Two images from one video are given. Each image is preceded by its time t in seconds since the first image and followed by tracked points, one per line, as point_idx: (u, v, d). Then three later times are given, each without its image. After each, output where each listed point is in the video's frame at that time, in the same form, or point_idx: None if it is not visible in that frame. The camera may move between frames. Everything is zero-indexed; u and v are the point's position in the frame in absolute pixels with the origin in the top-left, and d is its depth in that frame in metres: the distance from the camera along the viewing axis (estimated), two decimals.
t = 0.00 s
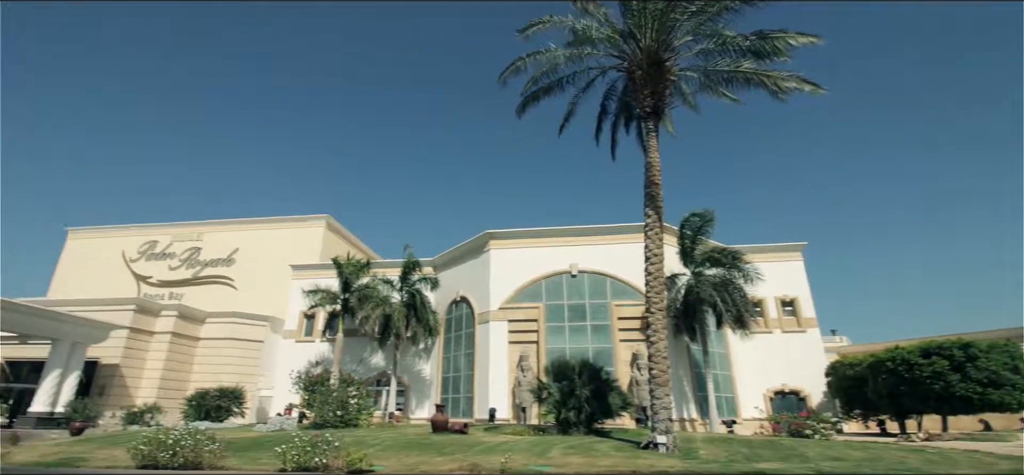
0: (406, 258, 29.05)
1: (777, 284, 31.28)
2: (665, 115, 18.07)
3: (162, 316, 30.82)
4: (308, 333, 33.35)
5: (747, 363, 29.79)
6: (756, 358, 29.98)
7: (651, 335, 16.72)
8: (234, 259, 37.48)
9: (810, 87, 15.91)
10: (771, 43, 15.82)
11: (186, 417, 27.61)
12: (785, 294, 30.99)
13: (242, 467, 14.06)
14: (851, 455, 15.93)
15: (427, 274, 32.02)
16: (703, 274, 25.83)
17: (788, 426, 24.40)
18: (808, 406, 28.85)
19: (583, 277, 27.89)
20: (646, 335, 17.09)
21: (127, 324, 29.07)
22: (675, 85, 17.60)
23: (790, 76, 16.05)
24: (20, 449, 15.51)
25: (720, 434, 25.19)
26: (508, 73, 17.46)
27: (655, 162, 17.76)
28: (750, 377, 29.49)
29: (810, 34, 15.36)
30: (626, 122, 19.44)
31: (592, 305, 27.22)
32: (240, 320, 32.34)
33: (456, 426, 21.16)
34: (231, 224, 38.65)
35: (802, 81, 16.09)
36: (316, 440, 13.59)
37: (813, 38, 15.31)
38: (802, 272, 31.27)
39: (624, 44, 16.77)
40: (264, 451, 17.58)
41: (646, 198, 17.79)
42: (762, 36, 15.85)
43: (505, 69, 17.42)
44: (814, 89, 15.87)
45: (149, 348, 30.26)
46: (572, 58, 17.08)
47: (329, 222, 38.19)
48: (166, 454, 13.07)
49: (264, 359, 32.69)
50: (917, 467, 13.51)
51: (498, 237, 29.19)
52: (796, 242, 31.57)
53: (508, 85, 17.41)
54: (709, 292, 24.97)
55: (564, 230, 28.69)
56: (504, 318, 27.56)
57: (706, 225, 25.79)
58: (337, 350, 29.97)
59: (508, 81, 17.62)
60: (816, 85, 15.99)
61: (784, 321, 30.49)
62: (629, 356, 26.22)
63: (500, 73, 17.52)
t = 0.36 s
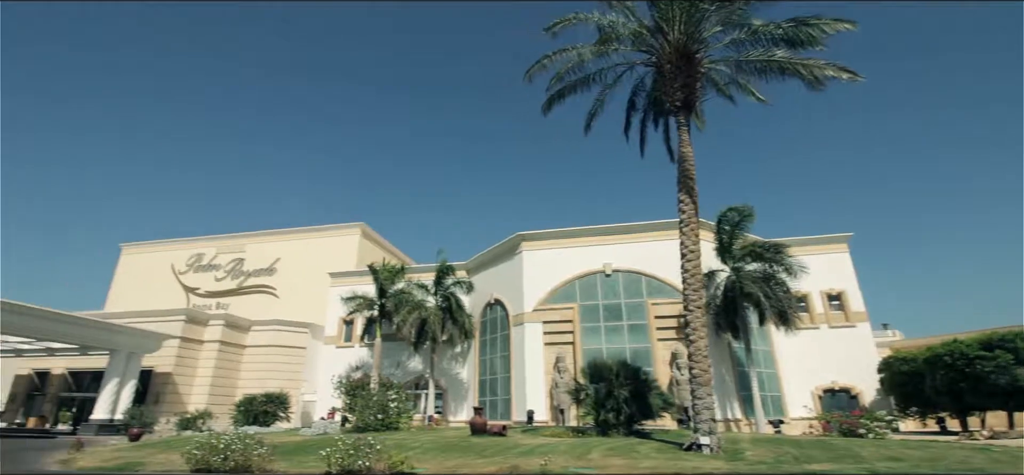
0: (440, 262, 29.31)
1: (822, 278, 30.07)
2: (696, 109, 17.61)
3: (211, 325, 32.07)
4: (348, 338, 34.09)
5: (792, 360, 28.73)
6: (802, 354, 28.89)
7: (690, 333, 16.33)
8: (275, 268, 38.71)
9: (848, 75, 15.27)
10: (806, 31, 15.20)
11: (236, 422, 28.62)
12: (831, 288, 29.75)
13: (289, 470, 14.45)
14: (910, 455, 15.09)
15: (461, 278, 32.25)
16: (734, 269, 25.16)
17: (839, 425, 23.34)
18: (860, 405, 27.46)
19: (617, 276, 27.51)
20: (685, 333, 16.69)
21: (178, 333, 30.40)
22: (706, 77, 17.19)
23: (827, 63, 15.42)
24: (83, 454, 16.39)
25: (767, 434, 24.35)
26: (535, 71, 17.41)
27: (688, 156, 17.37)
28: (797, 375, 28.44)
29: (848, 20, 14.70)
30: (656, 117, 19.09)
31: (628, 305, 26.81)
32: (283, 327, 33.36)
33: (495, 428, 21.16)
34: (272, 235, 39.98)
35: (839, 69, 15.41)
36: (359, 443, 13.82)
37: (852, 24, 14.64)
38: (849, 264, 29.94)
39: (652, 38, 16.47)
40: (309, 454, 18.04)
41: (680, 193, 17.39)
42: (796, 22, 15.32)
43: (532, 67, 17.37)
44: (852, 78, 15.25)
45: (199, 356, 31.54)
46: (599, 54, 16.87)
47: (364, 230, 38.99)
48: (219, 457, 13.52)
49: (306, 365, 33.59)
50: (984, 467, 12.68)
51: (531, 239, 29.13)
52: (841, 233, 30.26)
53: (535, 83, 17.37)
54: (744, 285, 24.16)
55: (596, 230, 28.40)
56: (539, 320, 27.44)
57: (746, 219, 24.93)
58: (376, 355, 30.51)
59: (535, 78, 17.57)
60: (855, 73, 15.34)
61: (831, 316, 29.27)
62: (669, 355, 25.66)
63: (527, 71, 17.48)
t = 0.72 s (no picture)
0: (462, 265, 29.41)
1: (853, 274, 29.21)
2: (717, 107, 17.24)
3: (240, 331, 32.80)
4: (373, 342, 34.49)
5: (824, 359, 27.98)
6: (834, 353, 28.10)
7: (717, 333, 16.01)
8: (300, 274, 39.43)
9: (873, 73, 14.95)
10: (830, 26, 14.95)
11: (266, 425, 29.17)
12: (863, 284, 28.86)
13: (318, 472, 14.68)
14: (952, 457, 14.48)
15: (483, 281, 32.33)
16: (760, 266, 24.61)
17: (874, 426, 22.63)
18: (897, 404, 26.55)
19: (640, 276, 27.19)
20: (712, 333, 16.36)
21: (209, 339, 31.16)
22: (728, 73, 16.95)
23: (852, 59, 14.97)
24: (122, 458, 16.92)
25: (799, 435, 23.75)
26: (554, 71, 17.36)
27: (711, 153, 17.11)
28: (829, 374, 27.68)
29: (872, 18, 14.30)
30: (677, 116, 18.86)
31: (651, 305, 26.48)
32: (310, 332, 33.92)
33: (520, 430, 21.10)
34: (297, 242, 40.78)
35: (864, 66, 15.01)
36: (386, 446, 13.93)
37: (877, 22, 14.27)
38: (882, 259, 29.01)
39: (672, 34, 16.25)
40: (338, 457, 18.24)
41: (704, 190, 17.11)
42: (821, 16, 15.05)
43: (550, 68, 17.33)
44: (877, 76, 14.98)
45: (229, 361, 32.26)
46: (619, 51, 16.73)
47: (386, 235, 39.46)
48: (250, 460, 13.69)
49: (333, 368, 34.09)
50: None
51: (552, 240, 29.03)
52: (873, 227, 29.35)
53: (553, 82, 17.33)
54: (773, 283, 23.58)
55: (618, 230, 28.14)
56: (562, 321, 27.31)
57: (772, 216, 24.37)
58: (400, 358, 30.78)
59: (554, 78, 17.53)
60: (880, 72, 15.04)
61: (865, 313, 28.40)
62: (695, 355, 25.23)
63: (545, 71, 17.45)
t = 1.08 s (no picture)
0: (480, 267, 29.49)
1: (881, 270, 28.45)
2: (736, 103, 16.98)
3: (264, 336, 33.39)
4: (393, 345, 34.76)
5: (852, 358, 27.28)
6: (863, 352, 27.39)
7: (740, 332, 15.71)
8: (321, 279, 40.01)
9: (893, 71, 14.64)
10: (850, 20, 14.50)
11: (291, 428, 29.61)
12: (892, 280, 28.08)
13: None
14: (989, 458, 13.96)
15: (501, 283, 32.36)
16: (783, 264, 24.11)
17: (906, 426, 21.98)
18: (930, 404, 25.70)
19: (660, 276, 26.90)
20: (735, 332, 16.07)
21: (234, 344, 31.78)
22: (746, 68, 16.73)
23: (874, 53, 14.67)
24: (152, 460, 17.34)
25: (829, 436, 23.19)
26: (569, 73, 17.28)
27: (731, 149, 16.86)
28: (858, 373, 26.99)
29: (893, 13, 13.85)
30: (695, 114, 18.62)
31: (672, 305, 26.17)
32: (332, 336, 34.34)
33: (541, 432, 21.03)
34: (318, 247, 41.40)
35: (885, 61, 14.70)
36: (408, 448, 14.01)
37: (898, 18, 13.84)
38: (912, 255, 28.18)
39: (688, 31, 16.07)
40: (361, 459, 18.44)
41: (724, 187, 16.83)
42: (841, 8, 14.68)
43: (565, 69, 17.26)
44: (897, 73, 14.67)
45: (254, 365, 32.85)
46: (635, 49, 16.58)
47: (405, 239, 39.81)
48: (276, 463, 13.89)
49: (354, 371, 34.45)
50: None
51: (570, 240, 28.91)
52: (901, 222, 28.54)
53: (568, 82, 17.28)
54: (798, 281, 23.08)
55: (636, 229, 27.90)
56: (581, 322, 27.16)
57: (795, 212, 23.87)
58: (421, 360, 30.95)
59: (569, 80, 17.45)
60: (900, 69, 14.73)
61: (894, 310, 27.62)
62: (719, 356, 24.82)
63: (560, 73, 17.37)
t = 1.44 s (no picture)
0: (482, 268, 29.50)
1: (885, 271, 28.35)
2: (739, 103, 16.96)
3: (268, 337, 33.48)
4: (396, 347, 34.78)
5: (856, 359, 27.18)
6: (867, 352, 27.29)
7: (744, 333, 15.68)
8: (325, 281, 40.10)
9: (897, 66, 14.61)
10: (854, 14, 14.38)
11: (294, 430, 29.65)
12: (896, 281, 27.97)
13: None
14: (994, 458, 13.91)
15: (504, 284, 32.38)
16: (786, 264, 24.06)
17: (911, 427, 21.88)
18: (935, 405, 25.58)
19: (663, 277, 26.86)
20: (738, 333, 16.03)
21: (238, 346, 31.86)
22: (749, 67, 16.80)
23: (877, 50, 14.66)
24: (156, 462, 17.37)
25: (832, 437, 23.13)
26: (569, 74, 17.29)
27: (733, 150, 16.88)
28: (862, 374, 26.88)
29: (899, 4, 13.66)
30: (698, 114, 18.64)
31: (675, 305, 26.13)
32: (335, 337, 34.38)
33: (544, 434, 21.00)
34: (321, 249, 41.50)
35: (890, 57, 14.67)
36: (411, 450, 13.99)
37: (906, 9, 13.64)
38: (916, 255, 28.06)
39: (690, 31, 16.09)
40: (364, 460, 18.46)
41: (727, 188, 16.82)
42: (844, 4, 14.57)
43: (566, 71, 17.26)
44: (902, 68, 14.62)
45: (257, 367, 32.92)
46: (636, 50, 16.59)
47: (407, 240, 39.87)
48: (279, 464, 13.90)
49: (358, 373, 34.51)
50: None
51: (573, 241, 28.89)
52: (905, 222, 28.43)
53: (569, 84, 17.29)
54: (801, 282, 23.03)
55: (639, 230, 27.88)
56: (584, 324, 27.15)
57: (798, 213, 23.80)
58: (424, 362, 30.97)
59: (570, 81, 17.45)
60: (905, 64, 14.67)
61: (898, 311, 27.52)
62: (722, 357, 24.76)
63: (560, 75, 17.39)
